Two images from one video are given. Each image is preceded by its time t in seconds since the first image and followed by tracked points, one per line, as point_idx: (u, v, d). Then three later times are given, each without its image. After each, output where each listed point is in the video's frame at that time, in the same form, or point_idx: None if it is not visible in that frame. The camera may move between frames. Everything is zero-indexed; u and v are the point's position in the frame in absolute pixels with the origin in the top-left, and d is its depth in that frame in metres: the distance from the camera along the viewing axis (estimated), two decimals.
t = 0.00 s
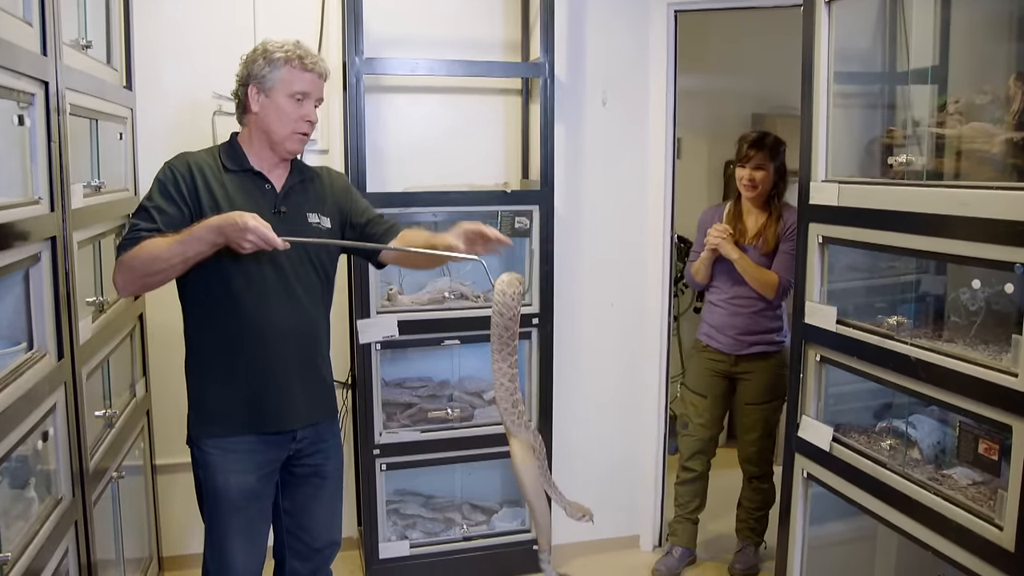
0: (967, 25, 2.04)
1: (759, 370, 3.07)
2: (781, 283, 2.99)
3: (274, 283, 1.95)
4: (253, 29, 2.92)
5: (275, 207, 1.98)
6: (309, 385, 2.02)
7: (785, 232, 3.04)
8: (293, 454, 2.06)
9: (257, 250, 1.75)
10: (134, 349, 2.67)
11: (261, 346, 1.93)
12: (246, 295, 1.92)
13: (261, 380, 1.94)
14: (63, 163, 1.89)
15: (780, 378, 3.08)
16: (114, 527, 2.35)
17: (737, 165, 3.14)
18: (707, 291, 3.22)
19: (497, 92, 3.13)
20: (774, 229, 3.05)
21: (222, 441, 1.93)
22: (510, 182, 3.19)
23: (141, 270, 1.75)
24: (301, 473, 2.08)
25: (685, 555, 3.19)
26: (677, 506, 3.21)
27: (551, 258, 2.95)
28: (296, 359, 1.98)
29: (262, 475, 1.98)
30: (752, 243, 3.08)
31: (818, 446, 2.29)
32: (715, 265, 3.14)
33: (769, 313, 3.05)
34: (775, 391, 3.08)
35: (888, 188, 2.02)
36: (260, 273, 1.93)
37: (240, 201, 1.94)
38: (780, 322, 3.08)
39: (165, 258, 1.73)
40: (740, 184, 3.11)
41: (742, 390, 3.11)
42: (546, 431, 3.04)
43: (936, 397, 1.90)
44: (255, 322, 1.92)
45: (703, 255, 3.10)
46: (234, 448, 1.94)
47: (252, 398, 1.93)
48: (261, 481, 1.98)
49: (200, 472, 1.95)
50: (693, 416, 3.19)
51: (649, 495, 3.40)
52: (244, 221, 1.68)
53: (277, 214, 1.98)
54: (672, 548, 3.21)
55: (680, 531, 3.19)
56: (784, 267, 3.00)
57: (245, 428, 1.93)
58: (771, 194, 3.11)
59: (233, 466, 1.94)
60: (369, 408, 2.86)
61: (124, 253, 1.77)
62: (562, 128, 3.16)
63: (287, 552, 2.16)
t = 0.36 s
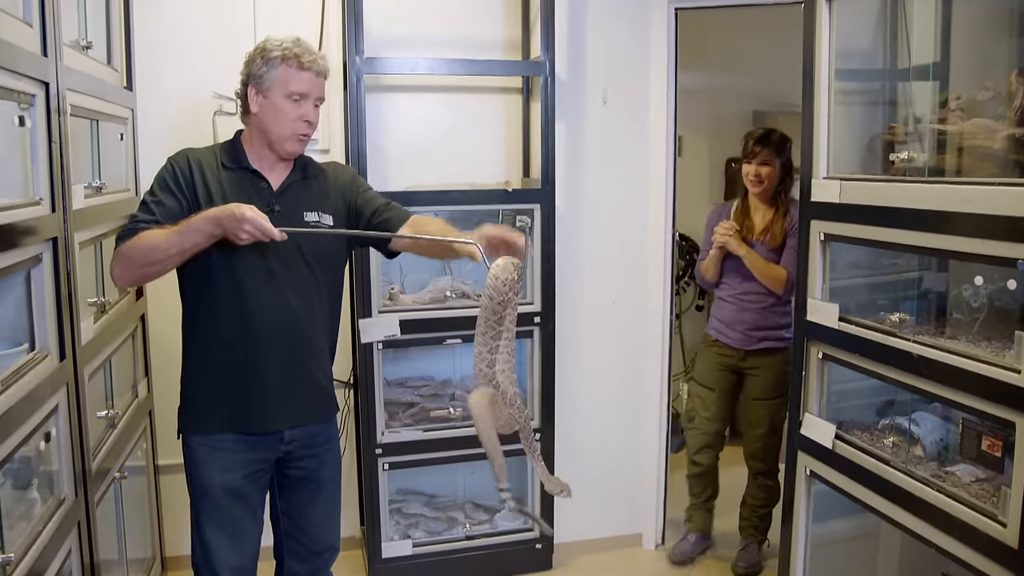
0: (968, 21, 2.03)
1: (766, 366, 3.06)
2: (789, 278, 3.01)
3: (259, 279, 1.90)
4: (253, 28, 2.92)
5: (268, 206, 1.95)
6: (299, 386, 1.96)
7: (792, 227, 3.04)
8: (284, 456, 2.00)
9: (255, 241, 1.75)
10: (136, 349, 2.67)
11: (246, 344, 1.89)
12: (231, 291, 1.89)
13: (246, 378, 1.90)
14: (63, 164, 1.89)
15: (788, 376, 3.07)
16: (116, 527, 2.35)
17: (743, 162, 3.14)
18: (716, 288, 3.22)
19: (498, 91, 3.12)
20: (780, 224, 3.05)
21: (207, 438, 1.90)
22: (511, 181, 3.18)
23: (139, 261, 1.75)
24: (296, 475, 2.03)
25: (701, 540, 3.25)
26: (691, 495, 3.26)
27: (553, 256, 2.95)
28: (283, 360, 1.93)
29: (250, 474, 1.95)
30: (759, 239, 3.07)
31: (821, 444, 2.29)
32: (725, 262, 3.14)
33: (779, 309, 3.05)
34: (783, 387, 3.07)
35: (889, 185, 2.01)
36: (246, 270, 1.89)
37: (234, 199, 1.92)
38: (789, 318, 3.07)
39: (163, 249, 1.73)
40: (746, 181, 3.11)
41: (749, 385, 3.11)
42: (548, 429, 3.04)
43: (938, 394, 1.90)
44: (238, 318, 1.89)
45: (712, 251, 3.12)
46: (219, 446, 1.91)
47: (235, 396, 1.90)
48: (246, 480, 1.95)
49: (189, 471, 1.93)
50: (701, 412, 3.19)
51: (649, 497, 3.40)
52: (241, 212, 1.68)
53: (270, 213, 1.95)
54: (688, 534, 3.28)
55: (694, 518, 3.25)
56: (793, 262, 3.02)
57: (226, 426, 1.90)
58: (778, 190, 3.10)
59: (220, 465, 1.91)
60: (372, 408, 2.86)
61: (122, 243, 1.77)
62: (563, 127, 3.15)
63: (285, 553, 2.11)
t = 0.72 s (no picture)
0: (970, 20, 2.02)
1: (755, 363, 3.07)
2: (781, 275, 2.99)
3: (256, 277, 1.90)
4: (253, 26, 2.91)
5: (266, 204, 1.94)
6: (297, 385, 1.95)
7: (784, 224, 3.04)
8: (283, 456, 2.00)
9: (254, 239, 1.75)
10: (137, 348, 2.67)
11: (244, 342, 1.89)
12: (229, 288, 1.89)
13: (243, 377, 1.90)
14: (64, 162, 1.89)
15: (776, 371, 3.06)
16: (117, 525, 2.36)
17: (737, 158, 3.14)
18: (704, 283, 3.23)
19: (498, 89, 3.12)
20: (773, 220, 3.05)
21: (203, 435, 1.90)
22: (511, 179, 3.18)
23: (136, 256, 1.74)
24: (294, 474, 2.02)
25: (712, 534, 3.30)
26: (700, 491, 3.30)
27: (553, 254, 2.95)
28: (281, 359, 1.92)
29: (247, 473, 1.94)
30: (750, 235, 3.09)
31: (822, 442, 2.29)
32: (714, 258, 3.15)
33: (767, 305, 3.05)
34: (773, 383, 3.07)
35: (890, 184, 2.01)
36: (244, 268, 1.89)
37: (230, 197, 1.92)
38: (777, 314, 3.08)
39: (160, 245, 1.72)
40: (739, 177, 3.11)
41: (740, 383, 3.11)
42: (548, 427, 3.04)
43: (938, 393, 1.90)
44: (236, 316, 1.89)
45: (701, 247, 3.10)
46: (215, 443, 1.91)
47: (231, 394, 1.90)
48: (243, 479, 1.94)
49: (186, 468, 1.93)
50: (700, 410, 3.21)
51: (649, 496, 3.40)
52: (241, 210, 1.67)
53: (267, 210, 1.94)
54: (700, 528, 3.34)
55: (704, 513, 3.28)
56: (783, 259, 3.01)
57: (222, 424, 1.90)
58: (770, 187, 3.11)
59: (213, 465, 1.91)
60: (372, 406, 2.87)
61: (121, 238, 1.77)
62: (563, 125, 3.15)
63: (285, 553, 2.10)
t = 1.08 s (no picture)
0: (972, 15, 2.02)
1: (750, 359, 3.07)
2: (776, 270, 2.99)
3: (257, 275, 1.90)
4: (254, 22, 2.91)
5: (264, 201, 1.92)
6: (296, 383, 1.95)
7: (780, 220, 3.04)
8: (283, 453, 2.00)
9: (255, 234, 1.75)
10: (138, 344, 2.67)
11: (243, 340, 1.89)
12: (229, 286, 1.89)
13: (242, 375, 1.90)
14: (65, 159, 1.89)
15: (773, 366, 3.07)
16: (119, 522, 2.36)
17: (733, 154, 3.13)
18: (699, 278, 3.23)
19: (499, 85, 3.12)
20: (768, 216, 3.05)
21: (204, 431, 1.91)
22: (512, 175, 3.18)
23: (136, 253, 1.74)
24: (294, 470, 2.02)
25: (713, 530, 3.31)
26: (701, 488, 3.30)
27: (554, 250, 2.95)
28: (280, 356, 1.92)
29: (246, 470, 1.94)
30: (746, 230, 3.08)
31: (823, 439, 2.29)
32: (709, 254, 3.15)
33: (763, 301, 3.06)
34: (770, 378, 3.07)
35: (892, 179, 2.01)
36: (244, 265, 1.88)
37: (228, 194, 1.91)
38: (772, 310, 3.08)
39: (161, 241, 1.72)
40: (735, 174, 3.11)
41: (737, 378, 3.11)
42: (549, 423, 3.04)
43: (940, 389, 1.90)
44: (236, 314, 1.89)
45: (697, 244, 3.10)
46: (213, 440, 1.91)
47: (231, 391, 1.90)
48: (243, 476, 1.94)
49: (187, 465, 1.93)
50: (699, 406, 3.22)
51: (650, 492, 3.40)
52: (242, 204, 1.68)
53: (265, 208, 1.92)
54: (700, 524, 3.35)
55: (704, 509, 3.29)
56: (779, 254, 3.01)
57: (222, 422, 1.90)
58: (765, 183, 3.11)
59: (215, 461, 1.91)
60: (374, 402, 2.87)
61: (122, 235, 1.77)
62: (564, 120, 3.15)
63: (286, 549, 2.10)
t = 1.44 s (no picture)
0: (975, 12, 2.01)
1: (753, 357, 3.07)
2: (778, 268, 2.98)
3: (255, 276, 1.89)
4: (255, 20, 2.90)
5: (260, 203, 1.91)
6: (296, 383, 1.95)
7: (781, 218, 3.03)
8: (284, 451, 2.00)
9: (255, 234, 1.75)
10: (140, 342, 2.67)
11: (243, 341, 1.89)
12: (227, 287, 1.89)
13: (241, 375, 1.90)
14: (66, 157, 1.89)
15: (774, 364, 3.06)
16: (121, 520, 2.36)
17: (733, 151, 3.13)
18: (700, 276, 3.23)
19: (501, 82, 3.11)
20: (769, 214, 3.04)
21: (205, 430, 1.91)
22: (514, 173, 3.17)
23: (138, 257, 1.74)
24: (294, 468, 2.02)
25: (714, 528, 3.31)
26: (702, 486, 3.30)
27: (556, 248, 2.95)
28: (279, 357, 1.92)
29: (246, 468, 1.94)
30: (747, 229, 3.08)
31: (824, 436, 2.28)
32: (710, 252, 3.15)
33: (764, 299, 3.05)
34: (772, 376, 3.07)
35: (894, 176, 2.00)
36: (242, 266, 1.88)
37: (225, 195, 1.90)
38: (773, 308, 3.07)
39: (161, 245, 1.72)
40: (736, 171, 3.11)
41: (738, 376, 3.11)
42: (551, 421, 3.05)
43: (942, 386, 1.90)
44: (235, 314, 1.89)
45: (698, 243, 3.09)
46: (214, 438, 1.91)
47: (231, 392, 1.90)
48: (243, 473, 1.94)
49: (188, 463, 1.94)
50: (700, 404, 3.22)
51: (653, 490, 3.40)
52: (241, 206, 1.68)
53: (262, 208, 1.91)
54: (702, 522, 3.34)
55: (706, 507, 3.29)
56: (781, 252, 3.00)
57: (222, 421, 1.91)
58: (765, 181, 3.10)
59: (215, 459, 1.91)
60: (375, 400, 2.87)
61: (122, 239, 1.77)
62: (566, 118, 3.14)
63: (287, 547, 2.10)
